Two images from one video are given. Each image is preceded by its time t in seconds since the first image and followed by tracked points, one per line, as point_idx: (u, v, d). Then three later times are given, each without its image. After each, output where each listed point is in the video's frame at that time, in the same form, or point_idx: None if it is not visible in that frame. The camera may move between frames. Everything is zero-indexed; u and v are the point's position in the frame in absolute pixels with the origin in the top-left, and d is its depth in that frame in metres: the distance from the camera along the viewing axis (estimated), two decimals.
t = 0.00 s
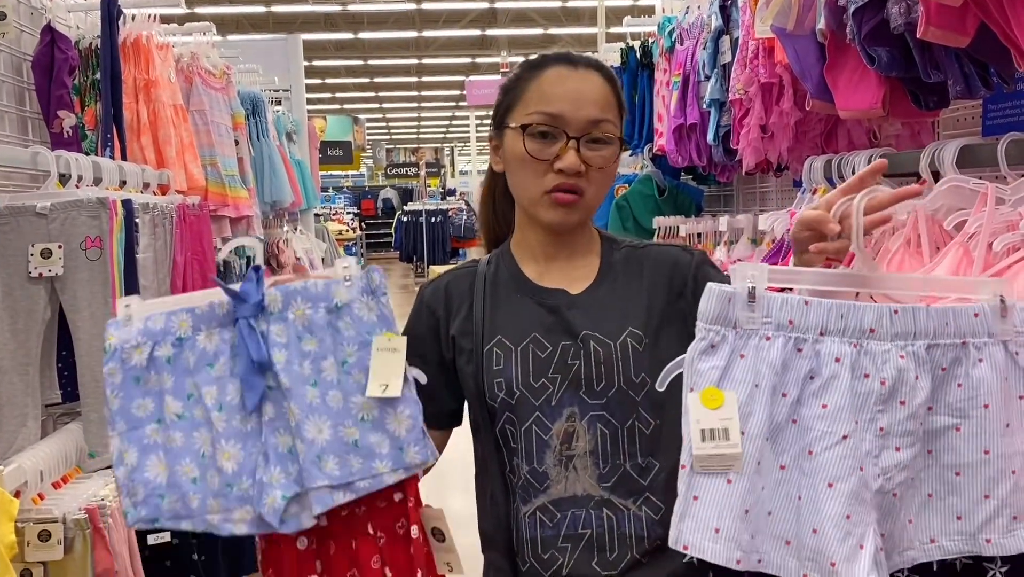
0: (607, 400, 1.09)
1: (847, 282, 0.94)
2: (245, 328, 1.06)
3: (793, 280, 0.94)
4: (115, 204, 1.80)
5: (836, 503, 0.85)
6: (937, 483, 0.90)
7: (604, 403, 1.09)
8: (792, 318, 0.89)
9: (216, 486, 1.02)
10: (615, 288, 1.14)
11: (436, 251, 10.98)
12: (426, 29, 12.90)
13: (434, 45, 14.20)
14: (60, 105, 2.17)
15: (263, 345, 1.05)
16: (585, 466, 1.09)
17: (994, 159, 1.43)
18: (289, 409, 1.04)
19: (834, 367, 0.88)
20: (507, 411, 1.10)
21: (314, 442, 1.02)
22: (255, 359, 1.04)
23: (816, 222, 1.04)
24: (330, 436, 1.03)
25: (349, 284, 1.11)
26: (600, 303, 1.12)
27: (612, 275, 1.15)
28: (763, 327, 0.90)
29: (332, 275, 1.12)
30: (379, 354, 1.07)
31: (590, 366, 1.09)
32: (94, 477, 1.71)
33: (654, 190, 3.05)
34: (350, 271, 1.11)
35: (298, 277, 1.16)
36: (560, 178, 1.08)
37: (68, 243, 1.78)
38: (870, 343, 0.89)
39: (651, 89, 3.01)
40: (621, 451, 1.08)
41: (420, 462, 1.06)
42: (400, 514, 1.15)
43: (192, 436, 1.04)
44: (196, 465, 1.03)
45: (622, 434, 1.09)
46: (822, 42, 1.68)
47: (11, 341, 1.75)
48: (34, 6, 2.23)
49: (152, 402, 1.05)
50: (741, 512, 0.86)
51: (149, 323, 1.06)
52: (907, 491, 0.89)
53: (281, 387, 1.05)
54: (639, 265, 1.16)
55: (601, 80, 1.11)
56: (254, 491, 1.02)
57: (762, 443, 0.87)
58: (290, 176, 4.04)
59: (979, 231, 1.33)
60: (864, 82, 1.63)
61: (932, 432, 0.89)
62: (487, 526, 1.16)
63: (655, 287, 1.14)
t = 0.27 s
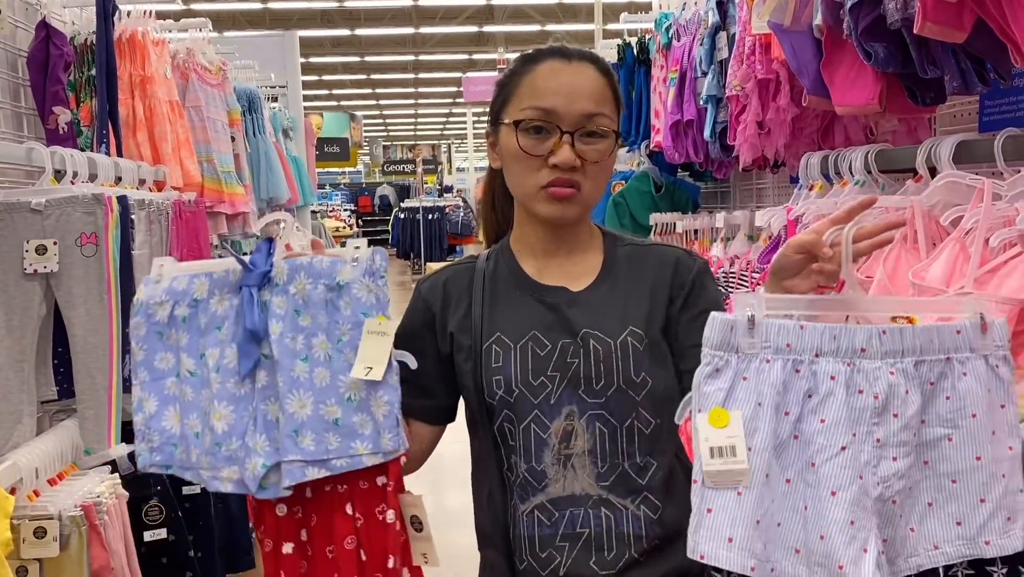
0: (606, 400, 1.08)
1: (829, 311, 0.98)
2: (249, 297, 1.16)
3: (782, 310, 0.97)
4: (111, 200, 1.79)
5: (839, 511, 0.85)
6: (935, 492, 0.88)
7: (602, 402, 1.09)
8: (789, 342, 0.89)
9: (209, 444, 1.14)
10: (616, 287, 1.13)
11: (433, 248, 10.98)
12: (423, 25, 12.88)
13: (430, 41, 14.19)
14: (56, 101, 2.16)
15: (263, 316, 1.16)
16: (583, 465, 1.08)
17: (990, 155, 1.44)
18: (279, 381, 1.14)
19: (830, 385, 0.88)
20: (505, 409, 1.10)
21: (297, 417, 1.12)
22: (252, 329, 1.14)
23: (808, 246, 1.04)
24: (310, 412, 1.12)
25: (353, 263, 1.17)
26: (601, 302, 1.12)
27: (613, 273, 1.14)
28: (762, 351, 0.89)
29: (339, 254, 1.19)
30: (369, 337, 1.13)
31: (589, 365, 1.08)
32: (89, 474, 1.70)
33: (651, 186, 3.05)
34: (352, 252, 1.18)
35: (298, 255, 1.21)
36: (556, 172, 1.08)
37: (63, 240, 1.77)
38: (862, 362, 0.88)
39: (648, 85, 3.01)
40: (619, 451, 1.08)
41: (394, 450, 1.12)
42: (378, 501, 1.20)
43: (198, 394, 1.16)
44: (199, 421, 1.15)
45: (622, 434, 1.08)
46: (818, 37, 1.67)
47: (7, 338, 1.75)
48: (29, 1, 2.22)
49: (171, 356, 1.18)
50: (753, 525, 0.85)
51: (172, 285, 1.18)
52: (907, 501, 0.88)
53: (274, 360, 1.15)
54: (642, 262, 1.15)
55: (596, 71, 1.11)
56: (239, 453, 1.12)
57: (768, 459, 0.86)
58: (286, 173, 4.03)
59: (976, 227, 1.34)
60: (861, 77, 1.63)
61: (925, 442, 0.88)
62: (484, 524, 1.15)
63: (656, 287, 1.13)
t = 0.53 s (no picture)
0: (605, 398, 1.08)
1: (800, 345, 0.95)
2: (239, 303, 1.15)
3: (763, 353, 0.93)
4: (104, 197, 1.79)
5: (825, 540, 0.89)
6: (884, 490, 0.95)
7: (601, 400, 1.08)
8: (769, 386, 0.89)
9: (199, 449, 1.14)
10: (616, 285, 1.12)
11: (430, 245, 10.98)
12: (419, 22, 12.86)
13: (427, 38, 14.17)
14: (49, 97, 2.15)
15: (251, 323, 1.15)
16: (581, 463, 1.08)
17: (986, 151, 1.42)
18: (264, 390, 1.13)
19: (806, 421, 0.90)
20: (503, 407, 1.10)
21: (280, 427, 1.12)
22: (238, 337, 1.13)
23: (775, 279, 0.91)
24: (293, 421, 1.12)
25: (342, 271, 1.16)
26: (600, 299, 1.11)
27: (611, 270, 1.14)
28: (750, 400, 0.88)
29: (331, 260, 1.19)
30: (352, 347, 1.12)
31: (588, 363, 1.08)
32: (84, 471, 1.70)
33: (648, 183, 3.05)
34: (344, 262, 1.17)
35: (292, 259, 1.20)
36: (550, 168, 1.07)
37: (57, 236, 1.77)
38: (824, 392, 0.91)
39: (644, 81, 3.01)
40: (617, 449, 1.08)
41: (374, 464, 1.11)
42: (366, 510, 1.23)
43: (190, 397, 1.17)
44: (191, 424, 1.16)
45: (620, 432, 1.08)
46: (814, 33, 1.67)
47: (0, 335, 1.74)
48: None
49: (167, 358, 1.18)
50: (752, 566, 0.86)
51: (172, 288, 1.19)
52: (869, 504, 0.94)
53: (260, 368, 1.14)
54: (642, 260, 1.15)
55: (587, 65, 1.10)
56: (225, 459, 1.13)
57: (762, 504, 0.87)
58: (282, 170, 4.02)
59: (971, 224, 1.33)
60: (857, 73, 1.63)
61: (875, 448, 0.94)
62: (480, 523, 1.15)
63: (656, 286, 1.12)
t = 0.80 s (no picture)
0: (599, 394, 1.07)
1: (793, 346, 0.94)
2: (228, 303, 1.13)
3: (760, 356, 0.91)
4: (97, 193, 1.78)
5: (822, 539, 0.87)
6: (869, 484, 0.95)
7: (595, 397, 1.08)
8: (769, 387, 0.88)
9: (184, 453, 1.12)
10: (610, 281, 1.12)
11: (426, 242, 10.98)
12: (415, 18, 12.84)
13: (423, 34, 14.14)
14: (42, 93, 2.14)
15: (241, 324, 1.14)
16: (575, 460, 1.08)
17: (979, 147, 1.42)
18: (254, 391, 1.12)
19: (803, 422, 0.89)
20: (497, 404, 1.09)
21: (272, 428, 1.11)
22: (229, 337, 1.12)
23: (770, 277, 0.91)
24: (285, 423, 1.11)
25: (333, 272, 1.16)
26: (595, 296, 1.11)
27: (605, 267, 1.13)
28: (752, 402, 0.87)
29: (321, 261, 1.17)
30: (347, 347, 1.11)
31: (582, 359, 1.07)
32: (77, 467, 1.70)
33: (643, 179, 3.04)
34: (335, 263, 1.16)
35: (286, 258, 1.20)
36: (546, 168, 1.07)
37: (50, 233, 1.76)
38: (820, 391, 0.91)
39: (639, 78, 3.00)
40: (611, 446, 1.07)
41: (370, 464, 1.11)
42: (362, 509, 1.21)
43: (175, 400, 1.14)
44: (176, 427, 1.14)
45: (615, 429, 1.07)
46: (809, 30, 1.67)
47: None
48: None
49: (146, 361, 1.15)
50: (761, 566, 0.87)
51: (155, 288, 1.17)
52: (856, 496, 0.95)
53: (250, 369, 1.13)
54: (636, 256, 1.15)
55: (583, 63, 1.09)
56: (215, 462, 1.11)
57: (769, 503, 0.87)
58: (277, 167, 4.02)
59: (965, 219, 1.32)
60: (852, 69, 1.62)
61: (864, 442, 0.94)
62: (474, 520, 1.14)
63: (650, 282, 1.12)
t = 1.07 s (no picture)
0: (593, 392, 1.07)
1: (782, 344, 0.94)
2: (219, 296, 1.09)
3: (743, 351, 0.92)
4: (91, 190, 1.78)
5: (801, 539, 0.85)
6: (863, 489, 0.93)
7: (589, 395, 1.07)
8: (750, 384, 0.87)
9: (166, 448, 1.07)
10: (605, 279, 1.12)
11: (422, 239, 10.98)
12: (411, 15, 12.83)
13: (419, 32, 14.12)
14: (36, 90, 2.13)
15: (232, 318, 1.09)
16: (568, 458, 1.08)
17: (973, 144, 1.42)
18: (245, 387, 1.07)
19: (785, 421, 0.88)
20: (490, 401, 1.09)
21: (263, 426, 1.06)
22: (219, 331, 1.08)
23: (760, 274, 0.93)
24: (277, 421, 1.06)
25: (331, 271, 1.11)
26: (590, 293, 1.11)
27: (600, 265, 1.13)
28: (729, 398, 0.86)
29: (319, 259, 1.13)
30: (344, 347, 1.07)
31: (577, 357, 1.07)
32: (72, 465, 1.70)
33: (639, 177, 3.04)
34: (334, 260, 1.12)
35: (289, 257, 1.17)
36: (542, 163, 1.07)
37: (43, 230, 1.76)
38: (807, 391, 0.90)
39: (635, 75, 3.00)
40: (604, 444, 1.07)
41: (364, 465, 1.07)
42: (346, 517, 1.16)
43: (156, 394, 1.09)
44: (156, 422, 1.08)
45: (608, 426, 1.07)
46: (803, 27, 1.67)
47: None
48: None
49: (128, 352, 1.10)
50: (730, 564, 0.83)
51: (139, 278, 1.12)
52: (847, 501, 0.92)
53: (240, 365, 1.09)
54: (630, 254, 1.15)
55: (580, 59, 1.09)
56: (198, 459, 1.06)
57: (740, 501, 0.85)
58: (272, 164, 4.01)
59: (959, 216, 1.32)
60: (847, 65, 1.62)
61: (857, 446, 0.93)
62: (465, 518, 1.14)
63: (644, 280, 1.12)
